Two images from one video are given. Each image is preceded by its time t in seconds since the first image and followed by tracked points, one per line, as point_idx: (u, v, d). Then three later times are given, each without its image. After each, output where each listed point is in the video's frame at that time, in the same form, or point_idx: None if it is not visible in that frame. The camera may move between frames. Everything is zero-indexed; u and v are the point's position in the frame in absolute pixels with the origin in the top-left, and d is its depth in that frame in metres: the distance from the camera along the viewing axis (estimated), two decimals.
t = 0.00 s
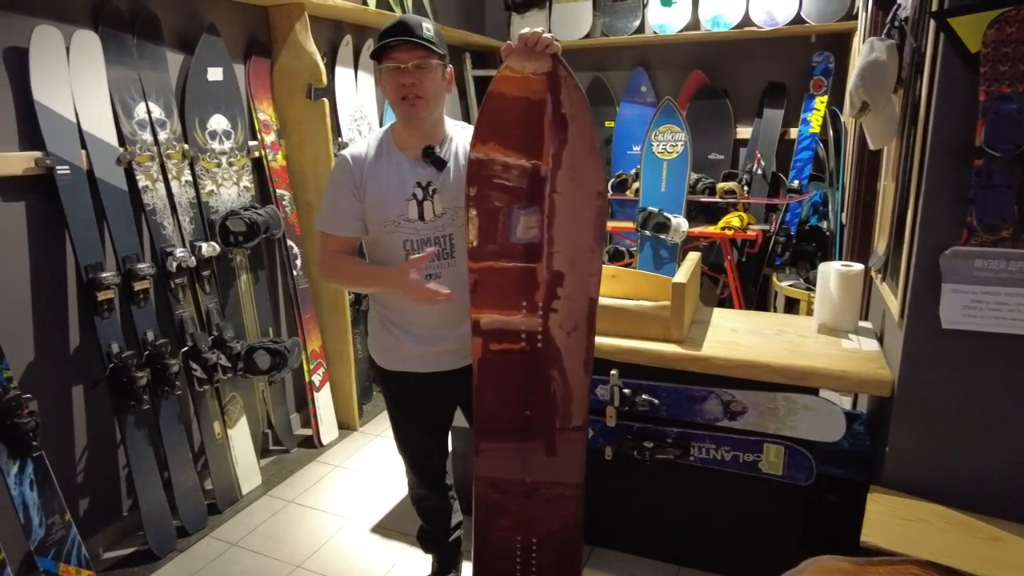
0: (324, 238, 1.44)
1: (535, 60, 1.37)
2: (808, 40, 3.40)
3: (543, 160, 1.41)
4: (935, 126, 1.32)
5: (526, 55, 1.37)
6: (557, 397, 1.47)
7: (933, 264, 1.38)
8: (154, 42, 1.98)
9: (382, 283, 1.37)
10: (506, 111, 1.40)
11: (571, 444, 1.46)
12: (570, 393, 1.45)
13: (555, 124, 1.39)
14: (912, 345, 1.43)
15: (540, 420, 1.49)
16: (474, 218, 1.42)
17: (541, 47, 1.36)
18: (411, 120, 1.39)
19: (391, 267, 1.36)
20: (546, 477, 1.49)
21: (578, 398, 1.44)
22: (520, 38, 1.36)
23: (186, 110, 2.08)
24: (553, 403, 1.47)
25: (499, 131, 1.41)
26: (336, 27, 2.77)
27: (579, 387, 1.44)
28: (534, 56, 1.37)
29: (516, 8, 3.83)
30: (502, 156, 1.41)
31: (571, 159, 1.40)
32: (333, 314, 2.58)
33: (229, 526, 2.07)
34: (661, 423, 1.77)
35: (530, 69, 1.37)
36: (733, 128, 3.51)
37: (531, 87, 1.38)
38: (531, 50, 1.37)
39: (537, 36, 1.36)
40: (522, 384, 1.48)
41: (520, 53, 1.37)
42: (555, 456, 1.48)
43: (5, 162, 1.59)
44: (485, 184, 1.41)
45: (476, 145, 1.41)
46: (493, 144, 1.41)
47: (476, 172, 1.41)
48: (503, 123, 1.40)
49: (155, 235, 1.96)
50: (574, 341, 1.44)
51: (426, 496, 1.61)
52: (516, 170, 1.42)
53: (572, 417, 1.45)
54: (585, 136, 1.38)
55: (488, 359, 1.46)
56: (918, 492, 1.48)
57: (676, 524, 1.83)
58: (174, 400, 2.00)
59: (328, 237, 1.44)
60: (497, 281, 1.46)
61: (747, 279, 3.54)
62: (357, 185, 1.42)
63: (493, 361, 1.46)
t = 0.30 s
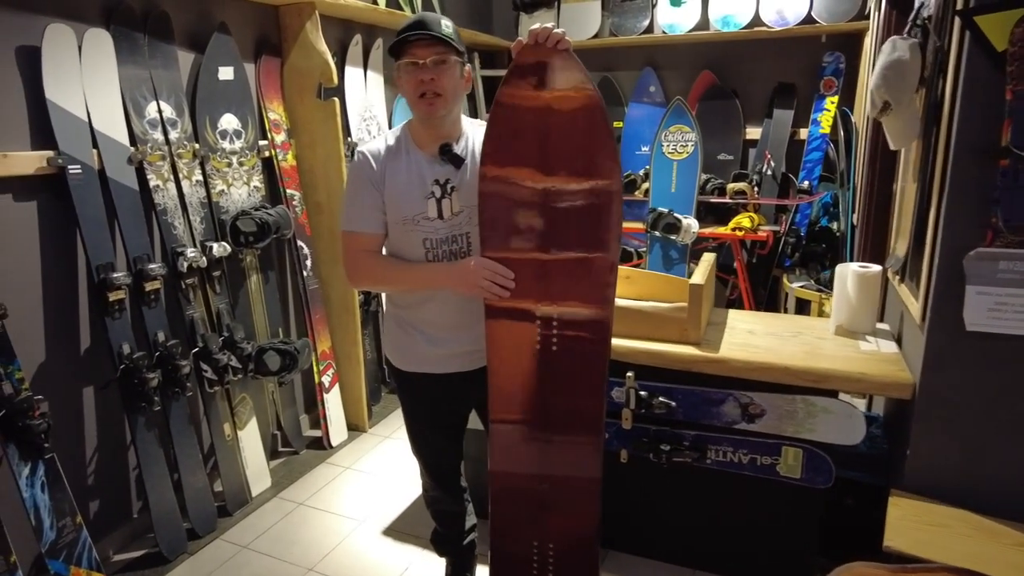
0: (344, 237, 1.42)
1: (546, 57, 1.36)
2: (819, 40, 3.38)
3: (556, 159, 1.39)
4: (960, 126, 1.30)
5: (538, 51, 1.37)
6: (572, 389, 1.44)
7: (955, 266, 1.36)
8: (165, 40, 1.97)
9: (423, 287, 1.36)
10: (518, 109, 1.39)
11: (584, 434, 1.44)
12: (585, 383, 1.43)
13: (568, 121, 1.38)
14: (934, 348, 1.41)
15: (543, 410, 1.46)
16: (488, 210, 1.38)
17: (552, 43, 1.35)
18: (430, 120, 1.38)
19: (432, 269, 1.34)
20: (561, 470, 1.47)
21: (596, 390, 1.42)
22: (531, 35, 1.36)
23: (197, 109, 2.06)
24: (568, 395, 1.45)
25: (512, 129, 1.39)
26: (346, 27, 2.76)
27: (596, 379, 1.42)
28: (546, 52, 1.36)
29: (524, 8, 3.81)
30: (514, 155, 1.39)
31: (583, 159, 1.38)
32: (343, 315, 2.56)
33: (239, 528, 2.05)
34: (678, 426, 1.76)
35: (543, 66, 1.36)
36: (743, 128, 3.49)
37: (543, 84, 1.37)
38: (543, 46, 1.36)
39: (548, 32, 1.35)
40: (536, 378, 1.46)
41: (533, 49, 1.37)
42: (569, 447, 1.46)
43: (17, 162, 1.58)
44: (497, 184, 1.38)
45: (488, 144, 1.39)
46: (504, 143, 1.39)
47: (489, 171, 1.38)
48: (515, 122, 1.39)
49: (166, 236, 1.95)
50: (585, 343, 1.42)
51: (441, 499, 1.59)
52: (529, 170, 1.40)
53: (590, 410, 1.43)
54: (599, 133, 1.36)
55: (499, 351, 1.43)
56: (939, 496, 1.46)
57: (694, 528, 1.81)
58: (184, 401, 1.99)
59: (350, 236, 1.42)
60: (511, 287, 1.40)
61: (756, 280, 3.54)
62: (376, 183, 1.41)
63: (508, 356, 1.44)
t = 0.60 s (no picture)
0: (359, 234, 1.41)
1: (574, 55, 1.33)
2: (827, 40, 3.37)
3: (581, 159, 1.35)
4: (983, 126, 1.29)
5: (566, 50, 1.33)
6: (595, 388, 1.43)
7: (976, 268, 1.35)
8: (174, 39, 1.95)
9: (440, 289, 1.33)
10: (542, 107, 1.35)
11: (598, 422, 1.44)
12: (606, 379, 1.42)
13: (594, 121, 1.34)
14: (954, 351, 1.40)
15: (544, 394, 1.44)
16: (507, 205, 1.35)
17: (580, 41, 1.32)
18: (446, 116, 1.36)
19: (450, 271, 1.32)
20: (571, 464, 1.46)
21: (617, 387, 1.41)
22: (558, 31, 1.33)
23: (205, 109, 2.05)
24: (586, 394, 1.44)
25: (535, 127, 1.36)
26: (354, 26, 2.75)
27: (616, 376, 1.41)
28: (574, 51, 1.33)
29: (531, 8, 3.80)
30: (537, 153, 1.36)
31: (605, 161, 1.35)
32: (351, 316, 2.55)
33: (247, 530, 2.04)
34: (692, 428, 1.74)
35: (570, 65, 1.33)
36: (750, 129, 3.48)
37: (569, 82, 1.33)
38: (570, 43, 1.32)
39: (577, 29, 1.32)
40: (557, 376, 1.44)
41: (560, 47, 1.33)
42: (580, 437, 1.46)
43: (26, 161, 1.56)
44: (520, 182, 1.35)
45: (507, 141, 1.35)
46: (528, 141, 1.35)
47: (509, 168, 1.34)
48: (539, 120, 1.35)
49: (175, 235, 1.93)
50: (614, 343, 1.40)
51: (455, 502, 1.57)
52: (552, 169, 1.36)
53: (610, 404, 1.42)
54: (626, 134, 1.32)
55: (517, 349, 1.39)
56: (958, 499, 1.45)
57: (708, 529, 1.79)
58: (192, 403, 1.97)
59: (363, 232, 1.41)
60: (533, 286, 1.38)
61: (764, 280, 3.54)
62: (390, 177, 1.40)
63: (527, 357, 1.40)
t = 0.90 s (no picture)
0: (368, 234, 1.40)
1: (604, 51, 1.27)
2: (830, 40, 3.36)
3: (606, 159, 1.30)
4: (994, 126, 1.28)
5: (598, 46, 1.27)
6: (600, 389, 1.38)
7: (986, 268, 1.34)
8: (177, 39, 1.94)
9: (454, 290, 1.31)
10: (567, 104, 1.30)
11: (589, 409, 1.40)
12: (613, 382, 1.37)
13: (620, 120, 1.28)
14: (964, 353, 1.38)
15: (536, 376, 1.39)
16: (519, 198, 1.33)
17: (612, 37, 1.26)
18: (451, 115, 1.36)
19: (460, 272, 1.30)
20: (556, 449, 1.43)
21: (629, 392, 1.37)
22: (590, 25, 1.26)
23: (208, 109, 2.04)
24: (603, 402, 1.39)
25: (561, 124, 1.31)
26: (357, 26, 2.74)
27: (621, 376, 1.36)
28: (605, 48, 1.27)
29: (533, 8, 3.80)
30: (560, 150, 1.31)
31: (631, 163, 1.29)
32: (354, 317, 2.54)
33: (251, 533, 2.03)
34: (699, 430, 1.74)
35: (600, 63, 1.27)
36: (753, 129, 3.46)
37: (598, 78, 1.28)
38: (601, 39, 1.26)
39: (609, 23, 1.26)
40: (566, 375, 1.39)
41: (591, 43, 1.27)
42: (567, 423, 1.41)
43: (30, 162, 1.55)
44: (541, 180, 1.32)
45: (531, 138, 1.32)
46: (551, 138, 1.31)
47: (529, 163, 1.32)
48: (564, 117, 1.30)
49: (178, 236, 1.92)
50: (632, 351, 1.34)
51: (461, 504, 1.56)
52: (576, 168, 1.31)
53: (610, 400, 1.38)
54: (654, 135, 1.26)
55: (537, 348, 1.37)
56: (968, 502, 1.44)
57: (714, 532, 1.79)
58: (195, 405, 1.96)
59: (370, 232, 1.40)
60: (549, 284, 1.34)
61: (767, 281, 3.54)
62: (396, 176, 1.39)
63: (544, 355, 1.38)
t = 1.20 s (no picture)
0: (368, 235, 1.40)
1: (596, 53, 1.27)
2: (829, 41, 3.37)
3: (599, 161, 1.30)
4: (992, 125, 1.27)
5: (589, 49, 1.27)
6: (593, 391, 1.38)
7: (984, 268, 1.34)
8: (175, 40, 1.94)
9: (454, 292, 1.31)
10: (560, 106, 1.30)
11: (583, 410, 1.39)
12: (608, 384, 1.37)
13: (613, 122, 1.28)
14: (963, 353, 1.38)
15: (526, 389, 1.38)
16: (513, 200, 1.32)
17: (603, 40, 1.26)
18: (447, 115, 1.35)
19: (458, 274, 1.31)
20: (551, 451, 1.42)
21: (623, 392, 1.37)
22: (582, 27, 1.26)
23: (206, 111, 2.04)
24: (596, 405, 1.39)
25: (554, 126, 1.31)
26: (356, 28, 2.74)
27: (615, 376, 1.36)
28: (596, 51, 1.27)
29: (532, 9, 3.80)
30: (551, 153, 1.31)
31: (623, 165, 1.29)
32: (353, 319, 2.54)
33: (249, 535, 2.02)
34: (698, 431, 1.73)
35: (591, 65, 1.27)
36: (752, 129, 3.47)
37: (590, 79, 1.27)
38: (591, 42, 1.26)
39: (599, 26, 1.25)
40: (560, 378, 1.39)
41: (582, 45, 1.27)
42: (560, 425, 1.41)
43: (28, 163, 1.56)
44: (535, 182, 1.32)
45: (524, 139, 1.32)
46: (544, 140, 1.31)
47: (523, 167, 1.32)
48: (554, 121, 1.30)
49: (176, 237, 1.92)
50: (627, 352, 1.34)
51: (460, 505, 1.56)
52: (569, 170, 1.31)
53: (605, 404, 1.38)
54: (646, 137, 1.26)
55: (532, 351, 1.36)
56: (967, 502, 1.43)
57: (713, 534, 1.78)
58: (194, 407, 1.96)
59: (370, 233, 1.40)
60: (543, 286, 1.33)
61: (767, 282, 3.55)
62: (396, 177, 1.39)
63: (540, 359, 1.37)
